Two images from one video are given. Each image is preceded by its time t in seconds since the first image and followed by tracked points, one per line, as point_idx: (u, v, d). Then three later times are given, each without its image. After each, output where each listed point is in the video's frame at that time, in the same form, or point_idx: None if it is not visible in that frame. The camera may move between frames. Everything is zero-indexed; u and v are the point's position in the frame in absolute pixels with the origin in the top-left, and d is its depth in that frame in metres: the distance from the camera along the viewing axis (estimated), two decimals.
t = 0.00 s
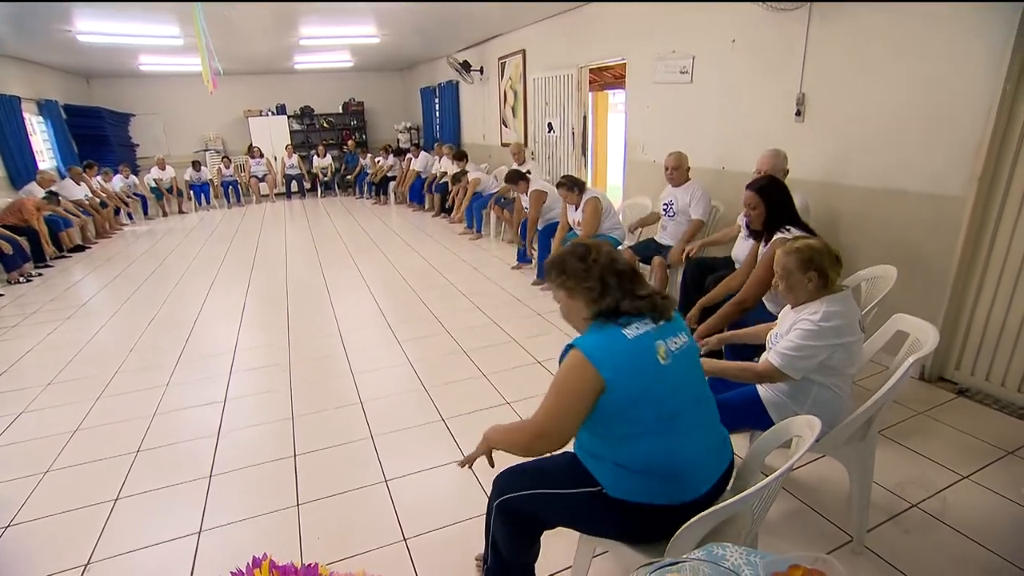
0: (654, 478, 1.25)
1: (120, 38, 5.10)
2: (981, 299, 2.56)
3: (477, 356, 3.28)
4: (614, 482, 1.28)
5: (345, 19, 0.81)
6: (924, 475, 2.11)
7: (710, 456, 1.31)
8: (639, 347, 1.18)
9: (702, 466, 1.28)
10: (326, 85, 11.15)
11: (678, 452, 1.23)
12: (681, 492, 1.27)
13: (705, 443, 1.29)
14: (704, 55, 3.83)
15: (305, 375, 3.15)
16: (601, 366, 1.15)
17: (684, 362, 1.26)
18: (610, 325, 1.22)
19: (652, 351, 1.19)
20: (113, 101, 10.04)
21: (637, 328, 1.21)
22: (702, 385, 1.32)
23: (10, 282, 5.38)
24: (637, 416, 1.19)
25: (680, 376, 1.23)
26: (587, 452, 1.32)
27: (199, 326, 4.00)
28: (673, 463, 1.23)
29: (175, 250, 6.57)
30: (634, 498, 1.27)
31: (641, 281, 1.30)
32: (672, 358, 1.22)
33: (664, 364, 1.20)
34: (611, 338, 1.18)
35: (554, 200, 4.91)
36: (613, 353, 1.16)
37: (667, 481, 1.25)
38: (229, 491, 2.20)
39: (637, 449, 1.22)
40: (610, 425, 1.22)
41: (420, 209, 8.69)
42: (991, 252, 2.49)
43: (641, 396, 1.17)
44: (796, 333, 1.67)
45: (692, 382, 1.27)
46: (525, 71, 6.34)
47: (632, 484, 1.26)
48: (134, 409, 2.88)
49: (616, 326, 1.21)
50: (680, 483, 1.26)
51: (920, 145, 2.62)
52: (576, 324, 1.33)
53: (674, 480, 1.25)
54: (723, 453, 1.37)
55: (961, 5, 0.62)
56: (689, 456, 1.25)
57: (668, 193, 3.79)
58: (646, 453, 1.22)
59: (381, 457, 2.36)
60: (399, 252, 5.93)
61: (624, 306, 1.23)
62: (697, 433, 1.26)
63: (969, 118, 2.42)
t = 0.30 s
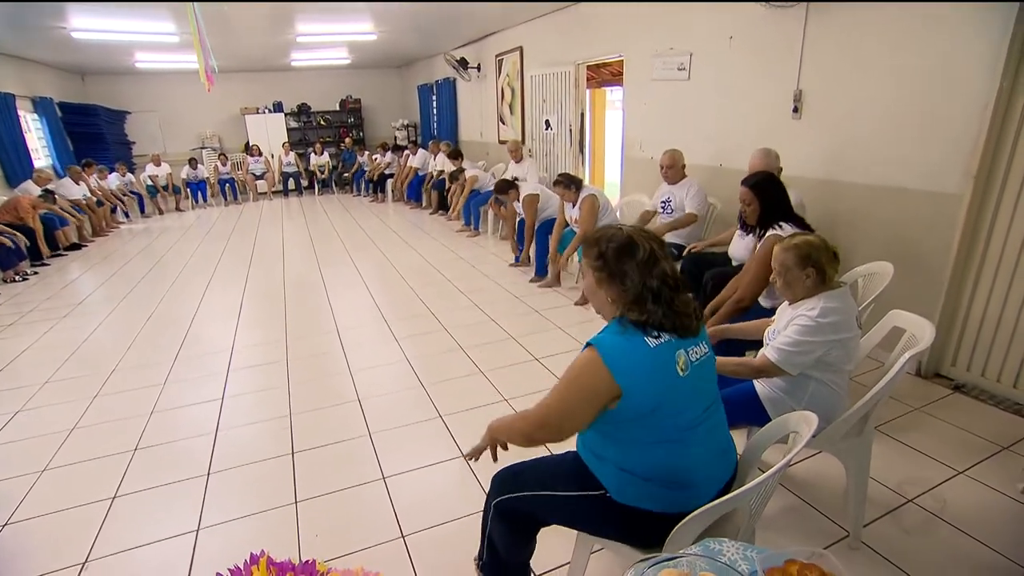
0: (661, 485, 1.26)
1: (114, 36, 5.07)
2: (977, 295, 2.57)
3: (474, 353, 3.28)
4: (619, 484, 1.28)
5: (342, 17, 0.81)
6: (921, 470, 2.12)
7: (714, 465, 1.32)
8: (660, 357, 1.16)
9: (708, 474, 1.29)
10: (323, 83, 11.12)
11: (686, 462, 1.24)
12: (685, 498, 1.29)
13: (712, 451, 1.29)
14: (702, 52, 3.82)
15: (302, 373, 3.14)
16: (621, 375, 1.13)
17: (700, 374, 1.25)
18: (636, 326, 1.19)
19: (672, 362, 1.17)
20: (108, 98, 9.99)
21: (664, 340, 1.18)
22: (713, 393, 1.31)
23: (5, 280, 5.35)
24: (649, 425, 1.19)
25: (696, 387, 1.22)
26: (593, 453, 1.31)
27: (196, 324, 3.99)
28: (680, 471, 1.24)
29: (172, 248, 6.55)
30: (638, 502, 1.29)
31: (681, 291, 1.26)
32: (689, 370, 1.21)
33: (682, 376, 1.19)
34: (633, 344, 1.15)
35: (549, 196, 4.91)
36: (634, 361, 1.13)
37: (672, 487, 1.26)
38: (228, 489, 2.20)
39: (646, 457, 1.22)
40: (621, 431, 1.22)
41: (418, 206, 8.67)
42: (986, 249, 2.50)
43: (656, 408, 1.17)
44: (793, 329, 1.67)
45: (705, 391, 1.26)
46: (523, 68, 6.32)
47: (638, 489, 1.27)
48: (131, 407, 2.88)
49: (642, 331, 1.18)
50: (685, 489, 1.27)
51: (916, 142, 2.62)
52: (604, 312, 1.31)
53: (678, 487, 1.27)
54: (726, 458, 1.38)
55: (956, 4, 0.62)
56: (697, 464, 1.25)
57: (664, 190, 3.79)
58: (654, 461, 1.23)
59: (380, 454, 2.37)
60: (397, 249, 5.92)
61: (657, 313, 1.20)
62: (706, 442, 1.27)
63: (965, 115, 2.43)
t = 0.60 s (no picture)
0: (644, 473, 1.26)
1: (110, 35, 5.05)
2: (972, 294, 2.58)
3: (471, 353, 3.28)
4: (605, 479, 1.29)
5: (338, 16, 0.81)
6: (916, 469, 2.13)
7: (701, 448, 1.31)
8: (612, 344, 1.21)
9: (692, 458, 1.28)
10: (320, 82, 11.10)
11: (664, 447, 1.24)
12: (673, 484, 1.28)
13: (694, 435, 1.29)
14: (698, 52, 3.83)
15: (298, 373, 3.14)
16: (572, 361, 1.20)
17: (666, 357, 1.26)
18: (589, 320, 1.24)
19: (626, 347, 1.21)
20: (104, 97, 9.95)
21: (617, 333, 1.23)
22: (690, 377, 1.31)
23: None
24: (616, 409, 1.22)
25: (661, 368, 1.23)
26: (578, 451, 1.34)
27: (193, 324, 3.98)
28: (659, 455, 1.24)
29: (168, 248, 6.53)
30: (627, 494, 1.28)
31: (641, 290, 1.29)
32: (649, 352, 1.23)
33: (639, 358, 1.21)
34: (583, 334, 1.22)
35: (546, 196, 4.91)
36: (583, 347, 1.21)
37: (657, 473, 1.26)
38: (225, 489, 2.20)
39: (623, 443, 1.24)
40: (594, 420, 1.25)
41: (415, 206, 8.67)
42: (981, 249, 2.51)
43: (618, 391, 1.20)
44: (790, 328, 1.67)
45: (677, 373, 1.27)
46: (520, 68, 6.32)
47: (624, 479, 1.27)
48: (127, 408, 2.87)
49: (596, 327, 1.24)
50: (671, 476, 1.27)
51: (912, 143, 2.64)
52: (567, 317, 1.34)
53: (663, 475, 1.26)
54: (715, 446, 1.37)
55: (951, 6, 0.62)
56: (677, 448, 1.25)
57: (659, 192, 3.80)
58: (631, 447, 1.24)
59: (377, 454, 2.36)
60: (394, 250, 5.92)
61: (611, 310, 1.24)
62: (684, 425, 1.27)
63: (960, 116, 2.44)
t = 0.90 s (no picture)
0: (618, 453, 1.28)
1: (108, 34, 5.01)
2: (970, 294, 2.58)
3: (471, 353, 3.28)
4: (586, 467, 1.31)
5: (338, 16, 0.81)
6: (915, 469, 2.13)
7: (674, 421, 1.32)
8: (557, 339, 1.29)
9: (665, 431, 1.29)
10: (320, 82, 11.09)
11: (631, 425, 1.26)
12: (652, 458, 1.29)
13: (663, 408, 1.30)
14: (698, 52, 3.83)
15: (298, 373, 3.14)
16: (522, 359, 1.28)
17: (616, 340, 1.31)
18: (534, 324, 1.34)
19: (571, 338, 1.29)
20: (104, 97, 9.94)
21: (559, 328, 1.31)
22: (649, 356, 1.35)
23: None
24: (577, 396, 1.26)
25: (611, 350, 1.28)
26: (558, 450, 1.36)
27: (193, 324, 3.98)
28: (628, 433, 1.26)
29: (168, 248, 6.53)
30: (610, 477, 1.29)
31: (580, 292, 1.37)
32: (595, 339, 1.29)
33: (585, 345, 1.28)
34: (530, 337, 1.31)
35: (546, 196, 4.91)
36: (530, 348, 1.29)
37: (632, 451, 1.28)
38: (224, 489, 2.20)
39: (591, 428, 1.27)
40: (561, 411, 1.29)
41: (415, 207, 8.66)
42: (980, 249, 2.52)
43: (573, 378, 1.26)
44: (789, 328, 1.67)
45: (632, 353, 1.30)
46: (519, 68, 6.32)
47: (603, 464, 1.29)
48: (127, 408, 2.86)
49: (541, 331, 1.32)
50: (646, 451, 1.28)
51: (911, 143, 2.64)
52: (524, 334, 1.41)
53: (639, 452, 1.28)
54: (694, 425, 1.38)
55: (951, 6, 0.63)
56: (647, 423, 1.27)
57: (658, 193, 3.80)
58: (600, 431, 1.26)
59: (377, 455, 2.36)
60: (393, 249, 5.92)
61: (552, 312, 1.31)
62: (649, 399, 1.28)
63: (959, 116, 2.45)
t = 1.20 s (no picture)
0: (604, 444, 1.28)
1: (108, 34, 5.00)
2: (970, 294, 2.58)
3: (471, 353, 3.28)
4: (576, 460, 1.31)
5: (337, 16, 0.81)
6: (914, 469, 2.13)
7: (660, 409, 1.32)
8: (536, 343, 1.35)
9: (651, 417, 1.29)
10: (320, 82, 11.09)
11: (612, 412, 1.27)
12: (640, 445, 1.28)
13: (646, 396, 1.32)
14: (698, 52, 3.83)
15: (298, 373, 3.14)
16: (504, 365, 1.33)
17: (594, 339, 1.38)
18: (514, 334, 1.39)
19: (548, 340, 1.36)
20: (104, 97, 9.94)
21: (537, 334, 1.37)
22: (627, 351, 1.40)
23: None
24: (560, 391, 1.30)
25: (587, 347, 1.34)
26: (549, 451, 1.37)
27: (193, 324, 3.97)
28: (610, 422, 1.27)
29: (168, 248, 6.53)
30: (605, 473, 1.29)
31: (557, 302, 1.44)
32: (572, 339, 1.36)
33: (562, 345, 1.34)
34: (511, 345, 1.38)
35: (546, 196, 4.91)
36: (510, 353, 1.36)
37: (618, 440, 1.28)
38: (224, 489, 2.20)
39: (576, 420, 1.29)
40: (548, 409, 1.32)
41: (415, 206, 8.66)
42: (980, 248, 2.52)
43: (554, 374, 1.31)
44: (790, 327, 1.67)
45: (608, 350, 1.36)
46: (519, 68, 6.32)
47: (594, 456, 1.29)
48: (127, 407, 2.86)
49: (520, 339, 1.38)
50: (633, 438, 1.28)
51: (911, 143, 2.64)
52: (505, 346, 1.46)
53: (625, 439, 1.28)
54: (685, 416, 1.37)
55: (951, 6, 0.63)
56: (629, 410, 1.28)
57: (656, 193, 3.80)
58: (585, 422, 1.28)
59: (377, 455, 2.36)
60: (393, 249, 5.92)
61: (530, 322, 1.38)
62: (629, 388, 1.31)
63: (959, 116, 2.45)
